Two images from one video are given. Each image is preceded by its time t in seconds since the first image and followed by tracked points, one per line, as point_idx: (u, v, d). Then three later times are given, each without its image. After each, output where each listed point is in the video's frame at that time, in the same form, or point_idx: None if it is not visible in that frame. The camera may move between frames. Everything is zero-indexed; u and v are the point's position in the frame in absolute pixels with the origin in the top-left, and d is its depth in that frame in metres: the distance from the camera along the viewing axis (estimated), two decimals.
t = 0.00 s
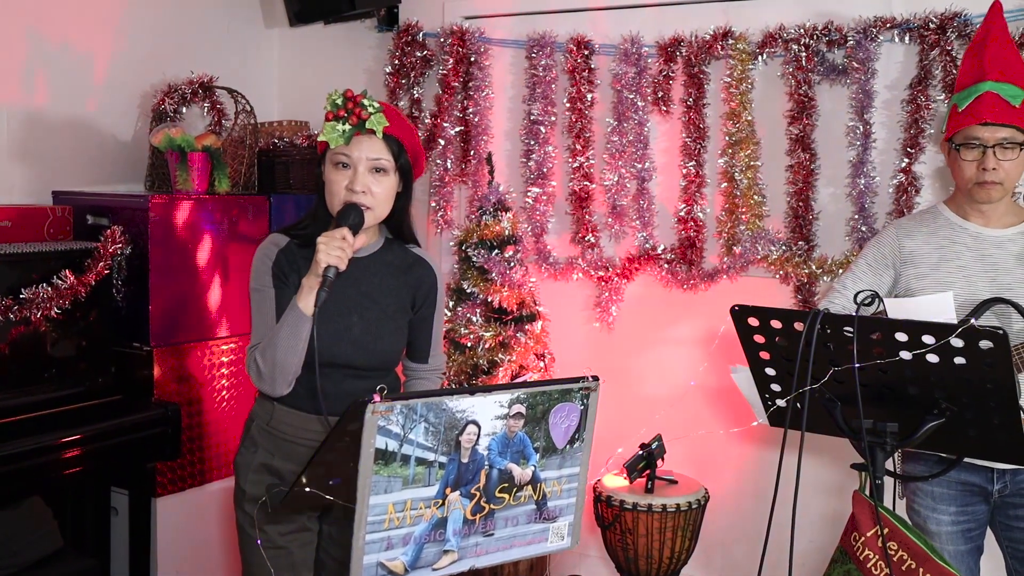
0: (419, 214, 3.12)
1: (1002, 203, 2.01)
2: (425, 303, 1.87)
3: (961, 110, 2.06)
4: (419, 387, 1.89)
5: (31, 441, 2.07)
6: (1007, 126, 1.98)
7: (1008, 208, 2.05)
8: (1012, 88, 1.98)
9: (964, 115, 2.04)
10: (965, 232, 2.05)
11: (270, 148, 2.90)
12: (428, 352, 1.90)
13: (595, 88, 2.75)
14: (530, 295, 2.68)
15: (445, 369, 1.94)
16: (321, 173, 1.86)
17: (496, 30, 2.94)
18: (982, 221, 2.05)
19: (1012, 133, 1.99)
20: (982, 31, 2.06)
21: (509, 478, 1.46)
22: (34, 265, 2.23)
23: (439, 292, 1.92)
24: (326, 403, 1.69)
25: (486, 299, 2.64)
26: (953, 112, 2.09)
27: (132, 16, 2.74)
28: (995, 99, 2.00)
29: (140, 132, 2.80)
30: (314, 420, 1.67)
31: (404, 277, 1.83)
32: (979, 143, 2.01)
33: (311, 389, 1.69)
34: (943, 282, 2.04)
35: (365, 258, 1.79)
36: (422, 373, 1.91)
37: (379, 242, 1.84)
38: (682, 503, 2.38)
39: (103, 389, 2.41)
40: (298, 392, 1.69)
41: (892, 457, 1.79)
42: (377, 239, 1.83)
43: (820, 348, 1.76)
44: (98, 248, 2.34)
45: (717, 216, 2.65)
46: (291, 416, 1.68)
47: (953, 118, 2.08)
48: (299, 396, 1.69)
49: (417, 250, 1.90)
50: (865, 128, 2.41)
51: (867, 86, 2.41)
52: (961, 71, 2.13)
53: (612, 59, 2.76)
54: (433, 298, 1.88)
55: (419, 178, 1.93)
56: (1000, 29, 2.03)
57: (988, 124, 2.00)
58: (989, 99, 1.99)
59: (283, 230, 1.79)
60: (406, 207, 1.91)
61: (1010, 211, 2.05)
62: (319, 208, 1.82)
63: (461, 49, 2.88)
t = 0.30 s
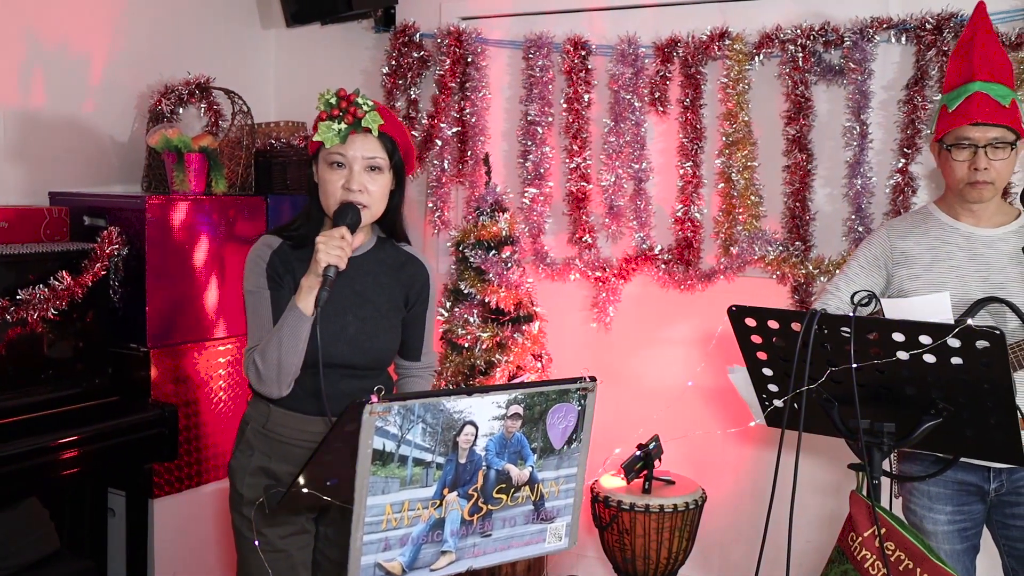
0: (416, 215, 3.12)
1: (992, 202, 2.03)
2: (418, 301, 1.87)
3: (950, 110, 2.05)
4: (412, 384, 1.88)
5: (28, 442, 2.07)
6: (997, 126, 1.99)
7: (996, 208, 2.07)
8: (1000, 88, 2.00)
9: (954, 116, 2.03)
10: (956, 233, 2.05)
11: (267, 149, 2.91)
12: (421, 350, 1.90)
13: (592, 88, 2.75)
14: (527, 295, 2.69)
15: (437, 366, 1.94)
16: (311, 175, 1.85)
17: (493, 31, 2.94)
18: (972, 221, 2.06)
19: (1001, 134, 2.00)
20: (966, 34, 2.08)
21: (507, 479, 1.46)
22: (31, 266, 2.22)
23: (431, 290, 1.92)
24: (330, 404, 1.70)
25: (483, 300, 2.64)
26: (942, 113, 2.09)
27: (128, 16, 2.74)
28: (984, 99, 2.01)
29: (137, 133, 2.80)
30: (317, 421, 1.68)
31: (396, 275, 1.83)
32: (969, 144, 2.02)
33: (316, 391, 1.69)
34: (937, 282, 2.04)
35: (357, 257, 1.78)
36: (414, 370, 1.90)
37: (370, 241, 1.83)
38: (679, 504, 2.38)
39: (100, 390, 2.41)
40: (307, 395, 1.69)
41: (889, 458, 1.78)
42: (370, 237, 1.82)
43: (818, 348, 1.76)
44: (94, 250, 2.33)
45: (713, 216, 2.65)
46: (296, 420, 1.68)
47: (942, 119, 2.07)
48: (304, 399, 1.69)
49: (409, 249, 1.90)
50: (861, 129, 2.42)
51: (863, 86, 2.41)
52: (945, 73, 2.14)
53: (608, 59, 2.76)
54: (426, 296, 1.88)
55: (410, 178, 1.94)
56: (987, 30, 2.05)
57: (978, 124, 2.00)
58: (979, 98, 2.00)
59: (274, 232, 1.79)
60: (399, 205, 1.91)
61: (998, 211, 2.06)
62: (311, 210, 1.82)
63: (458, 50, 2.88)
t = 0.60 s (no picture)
0: (413, 216, 3.12)
1: (987, 203, 2.03)
2: (406, 298, 1.87)
3: (949, 112, 2.04)
4: (399, 380, 1.89)
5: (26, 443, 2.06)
6: (996, 126, 1.99)
7: (991, 208, 2.07)
8: (995, 89, 2.02)
9: (953, 118, 2.02)
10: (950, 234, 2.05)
11: (263, 149, 2.91)
12: (407, 347, 1.91)
13: (589, 89, 2.75)
14: (525, 295, 2.69)
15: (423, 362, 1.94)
16: (301, 174, 1.85)
17: (490, 32, 2.94)
18: (967, 221, 2.06)
19: (999, 134, 2.00)
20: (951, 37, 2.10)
21: (505, 480, 1.46)
22: (28, 267, 2.22)
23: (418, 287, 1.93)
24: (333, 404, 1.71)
25: (480, 301, 2.64)
26: (938, 116, 2.08)
27: (125, 17, 2.74)
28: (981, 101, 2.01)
29: (134, 133, 2.80)
30: (319, 422, 1.68)
31: (385, 273, 1.84)
32: (970, 145, 2.01)
33: (318, 393, 1.70)
34: (933, 283, 2.04)
35: (350, 256, 1.78)
36: (400, 367, 1.91)
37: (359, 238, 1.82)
38: (677, 504, 2.38)
39: (98, 391, 2.42)
40: (311, 397, 1.69)
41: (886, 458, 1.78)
42: (359, 234, 1.82)
43: (815, 348, 1.76)
44: (91, 251, 2.32)
45: (711, 217, 2.65)
46: (297, 422, 1.68)
47: (940, 121, 2.06)
48: (305, 400, 1.69)
49: (397, 246, 1.90)
50: (858, 130, 2.42)
51: (860, 87, 2.41)
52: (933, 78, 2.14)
53: (606, 60, 2.76)
54: (414, 293, 1.88)
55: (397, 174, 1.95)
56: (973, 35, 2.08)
57: (979, 125, 1.99)
58: (976, 100, 2.00)
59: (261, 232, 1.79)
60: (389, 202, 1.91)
61: (992, 210, 2.06)
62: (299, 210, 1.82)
63: (455, 51, 2.88)
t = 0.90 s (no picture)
0: (411, 216, 3.12)
1: (991, 205, 2.02)
2: (391, 295, 1.89)
3: (973, 113, 2.00)
4: (386, 378, 1.92)
5: (22, 444, 2.06)
6: (1015, 127, 2.00)
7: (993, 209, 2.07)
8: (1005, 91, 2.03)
9: (977, 118, 1.99)
10: (952, 233, 2.05)
11: (259, 150, 2.92)
12: (392, 344, 1.92)
13: (587, 89, 2.75)
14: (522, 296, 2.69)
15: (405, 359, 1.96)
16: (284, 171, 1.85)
17: (488, 32, 2.95)
18: (969, 221, 2.06)
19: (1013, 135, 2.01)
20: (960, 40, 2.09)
21: (502, 480, 1.46)
22: (24, 268, 2.22)
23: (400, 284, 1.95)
24: (329, 405, 1.72)
25: (478, 301, 2.65)
26: (957, 117, 2.04)
27: (123, 17, 2.74)
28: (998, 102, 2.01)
29: (131, 134, 2.80)
30: (315, 423, 1.70)
31: (371, 270, 1.84)
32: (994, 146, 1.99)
33: (312, 393, 1.70)
34: (933, 282, 2.04)
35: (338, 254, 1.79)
36: (384, 365, 1.92)
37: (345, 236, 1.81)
38: (675, 504, 2.38)
39: (95, 391, 2.42)
40: (303, 398, 1.70)
41: (884, 458, 1.78)
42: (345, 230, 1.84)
43: (812, 348, 1.76)
44: (88, 251, 2.32)
45: (708, 218, 2.65)
46: (289, 424, 1.68)
47: (960, 121, 2.03)
48: (299, 401, 1.69)
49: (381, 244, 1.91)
50: (856, 130, 2.42)
51: (857, 88, 2.41)
52: (937, 80, 2.12)
53: (603, 60, 2.76)
54: (398, 290, 1.90)
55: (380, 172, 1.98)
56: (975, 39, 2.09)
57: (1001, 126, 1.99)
58: (997, 101, 1.99)
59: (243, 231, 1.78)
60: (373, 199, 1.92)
61: (994, 211, 2.06)
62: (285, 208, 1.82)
63: (453, 51, 2.88)
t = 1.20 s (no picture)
0: (410, 216, 3.12)
1: (995, 205, 2.02)
2: (376, 294, 1.89)
3: (978, 112, 2.00)
4: (370, 378, 1.90)
5: (22, 445, 2.06)
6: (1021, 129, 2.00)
7: (996, 209, 2.06)
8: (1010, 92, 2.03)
9: (983, 118, 1.99)
10: (955, 232, 2.06)
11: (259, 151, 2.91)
12: (377, 344, 1.92)
13: (586, 90, 2.76)
14: (521, 296, 2.69)
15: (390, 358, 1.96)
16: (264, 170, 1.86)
17: (487, 33, 2.95)
18: (971, 221, 2.06)
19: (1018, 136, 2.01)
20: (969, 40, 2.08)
21: (502, 481, 1.46)
22: (23, 269, 2.21)
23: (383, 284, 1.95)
24: (317, 405, 1.73)
25: (477, 301, 2.65)
26: (962, 116, 2.04)
27: (122, 18, 2.74)
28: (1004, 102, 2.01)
29: (130, 134, 2.80)
30: (303, 424, 1.70)
31: (353, 268, 1.85)
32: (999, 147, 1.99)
33: (297, 395, 1.70)
34: (935, 282, 2.04)
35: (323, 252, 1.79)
36: (369, 365, 1.91)
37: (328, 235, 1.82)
38: (674, 505, 2.38)
39: (95, 391, 2.42)
40: (291, 400, 1.70)
41: (883, 457, 1.78)
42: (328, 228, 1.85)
43: (811, 349, 1.76)
44: (87, 251, 2.32)
45: (708, 218, 2.65)
46: (276, 426, 1.68)
47: (964, 121, 2.03)
48: (286, 403, 1.69)
49: (363, 243, 1.91)
50: (854, 130, 2.43)
51: (856, 88, 2.41)
52: (944, 79, 2.12)
53: (602, 61, 2.77)
54: (382, 289, 1.90)
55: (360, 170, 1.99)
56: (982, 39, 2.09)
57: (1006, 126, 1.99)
58: (1004, 102, 1.99)
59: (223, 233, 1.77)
60: (355, 196, 1.94)
61: (997, 211, 2.06)
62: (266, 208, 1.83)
63: (451, 52, 2.88)
